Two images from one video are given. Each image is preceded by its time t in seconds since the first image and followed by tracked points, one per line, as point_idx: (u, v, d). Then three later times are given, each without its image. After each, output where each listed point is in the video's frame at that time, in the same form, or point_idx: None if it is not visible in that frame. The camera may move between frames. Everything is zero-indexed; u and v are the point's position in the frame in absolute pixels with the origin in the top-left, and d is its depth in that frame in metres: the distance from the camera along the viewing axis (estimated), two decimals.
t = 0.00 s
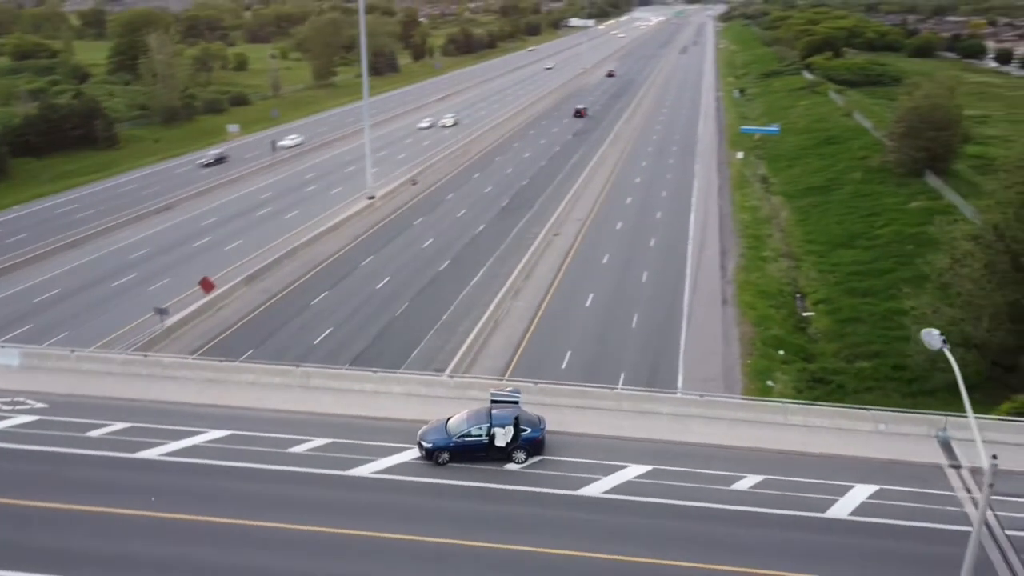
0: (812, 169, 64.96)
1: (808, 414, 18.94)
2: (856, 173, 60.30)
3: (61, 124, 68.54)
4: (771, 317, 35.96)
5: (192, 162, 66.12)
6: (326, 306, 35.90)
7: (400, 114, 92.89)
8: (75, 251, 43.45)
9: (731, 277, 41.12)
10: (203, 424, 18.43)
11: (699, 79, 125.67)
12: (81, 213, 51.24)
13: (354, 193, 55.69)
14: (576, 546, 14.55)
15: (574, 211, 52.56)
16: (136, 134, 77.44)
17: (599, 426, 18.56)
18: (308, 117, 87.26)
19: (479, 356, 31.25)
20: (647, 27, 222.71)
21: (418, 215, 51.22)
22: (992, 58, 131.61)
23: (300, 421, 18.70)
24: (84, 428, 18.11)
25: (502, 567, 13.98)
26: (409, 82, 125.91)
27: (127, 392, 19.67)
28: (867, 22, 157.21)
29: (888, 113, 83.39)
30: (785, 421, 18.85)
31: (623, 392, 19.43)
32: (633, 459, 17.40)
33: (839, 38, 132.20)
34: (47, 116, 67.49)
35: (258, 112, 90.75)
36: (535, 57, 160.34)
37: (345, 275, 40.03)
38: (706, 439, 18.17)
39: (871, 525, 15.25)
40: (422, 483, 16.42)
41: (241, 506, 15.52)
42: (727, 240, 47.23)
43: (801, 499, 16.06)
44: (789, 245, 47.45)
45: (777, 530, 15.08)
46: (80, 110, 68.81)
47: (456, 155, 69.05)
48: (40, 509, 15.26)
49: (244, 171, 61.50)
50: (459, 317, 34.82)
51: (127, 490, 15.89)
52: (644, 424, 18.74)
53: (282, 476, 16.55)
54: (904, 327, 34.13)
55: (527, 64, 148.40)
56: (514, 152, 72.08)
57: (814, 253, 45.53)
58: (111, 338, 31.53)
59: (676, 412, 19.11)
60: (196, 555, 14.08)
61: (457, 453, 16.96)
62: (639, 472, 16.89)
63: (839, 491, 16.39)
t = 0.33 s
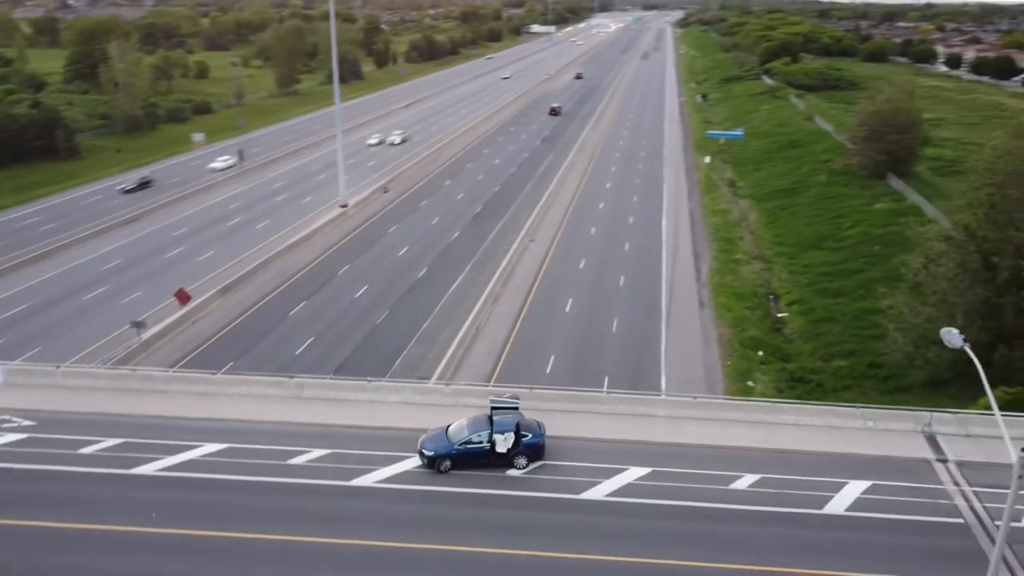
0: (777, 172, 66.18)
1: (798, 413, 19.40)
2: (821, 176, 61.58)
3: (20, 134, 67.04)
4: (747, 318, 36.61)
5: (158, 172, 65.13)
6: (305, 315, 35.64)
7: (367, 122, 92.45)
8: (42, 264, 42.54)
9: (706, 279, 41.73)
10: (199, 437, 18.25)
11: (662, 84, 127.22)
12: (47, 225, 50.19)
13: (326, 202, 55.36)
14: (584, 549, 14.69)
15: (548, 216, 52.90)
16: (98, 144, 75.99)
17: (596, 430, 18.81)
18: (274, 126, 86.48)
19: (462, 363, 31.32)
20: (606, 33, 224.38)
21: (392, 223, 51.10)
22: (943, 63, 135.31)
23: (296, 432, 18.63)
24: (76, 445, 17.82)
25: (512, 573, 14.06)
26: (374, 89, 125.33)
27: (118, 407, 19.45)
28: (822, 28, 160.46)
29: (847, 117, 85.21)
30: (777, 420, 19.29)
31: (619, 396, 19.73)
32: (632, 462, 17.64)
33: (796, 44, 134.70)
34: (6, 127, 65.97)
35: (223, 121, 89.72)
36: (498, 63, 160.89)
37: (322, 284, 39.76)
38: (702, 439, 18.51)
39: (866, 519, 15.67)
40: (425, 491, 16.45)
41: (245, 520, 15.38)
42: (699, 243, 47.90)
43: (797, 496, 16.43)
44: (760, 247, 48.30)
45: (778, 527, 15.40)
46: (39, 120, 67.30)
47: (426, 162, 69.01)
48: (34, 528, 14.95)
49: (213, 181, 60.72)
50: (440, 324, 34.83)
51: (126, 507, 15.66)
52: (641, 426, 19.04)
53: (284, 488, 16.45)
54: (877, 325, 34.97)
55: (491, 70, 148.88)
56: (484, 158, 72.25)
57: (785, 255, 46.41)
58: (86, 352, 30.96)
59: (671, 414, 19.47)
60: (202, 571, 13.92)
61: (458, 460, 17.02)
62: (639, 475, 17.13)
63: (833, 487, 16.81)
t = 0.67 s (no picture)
0: (749, 176, 67.05)
1: (792, 414, 19.70)
2: (793, 179, 62.49)
3: None
4: (728, 321, 37.02)
5: (129, 181, 64.19)
6: (287, 325, 35.33)
7: (339, 129, 91.96)
8: (14, 276, 41.72)
9: (686, 283, 42.13)
10: (194, 449, 18.07)
11: (632, 89, 128.19)
12: (16, 236, 49.21)
13: (302, 210, 54.94)
14: (591, 552, 14.77)
15: (527, 222, 53.06)
16: (65, 153, 74.65)
17: (595, 435, 18.95)
18: (246, 133, 85.62)
19: (449, 370, 31.33)
20: (574, 39, 225.56)
21: (371, 230, 50.90)
22: (905, 66, 137.92)
23: (294, 442, 18.51)
24: (69, 460, 17.56)
25: None
26: (345, 95, 124.69)
27: (110, 421, 19.17)
28: (787, 33, 162.83)
29: (816, 121, 86.60)
30: (770, 421, 19.59)
31: (614, 399, 19.92)
32: (631, 465, 17.78)
33: (762, 48, 136.57)
34: None
35: (193, 129, 88.72)
36: (468, 69, 160.92)
37: (303, 293, 39.44)
38: (701, 442, 18.71)
39: (863, 516, 15.95)
40: (428, 499, 16.43)
41: (247, 532, 15.24)
42: (677, 247, 48.29)
43: (796, 495, 16.70)
44: (737, 250, 48.91)
45: (779, 526, 15.64)
46: (4, 129, 65.93)
47: (402, 168, 68.80)
48: (29, 547, 14.67)
49: (186, 189, 59.96)
50: (425, 331, 34.75)
51: (126, 522, 15.44)
52: (637, 430, 19.24)
53: (286, 498, 16.34)
54: (856, 326, 35.58)
55: (461, 76, 148.85)
56: (459, 164, 72.25)
57: (762, 257, 47.00)
58: (64, 365, 30.44)
59: (666, 417, 19.68)
60: None
61: (460, 467, 17.04)
62: (639, 478, 17.29)
63: (829, 486, 17.10)
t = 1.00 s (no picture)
0: (730, 179, 67.57)
1: (786, 414, 19.93)
2: (773, 182, 63.10)
3: None
4: (714, 323, 37.29)
5: (108, 188, 63.51)
6: (274, 332, 35.05)
7: (320, 134, 91.40)
8: None
9: (672, 285, 42.36)
10: (190, 459, 17.90)
11: (611, 93, 128.83)
12: None
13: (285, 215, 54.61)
14: (595, 556, 14.82)
15: (512, 226, 53.14)
16: (41, 160, 73.64)
17: (593, 438, 19.02)
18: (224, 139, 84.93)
19: (439, 376, 31.26)
20: (552, 43, 226.36)
21: (356, 236, 50.69)
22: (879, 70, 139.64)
23: (291, 450, 18.41)
24: (64, 472, 17.33)
25: None
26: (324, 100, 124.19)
27: (104, 432, 18.98)
28: (763, 37, 164.47)
29: (794, 124, 87.56)
30: (765, 422, 19.78)
31: (612, 403, 20.03)
32: (630, 469, 17.88)
33: (738, 53, 137.68)
34: None
35: (172, 135, 87.95)
36: (447, 73, 160.83)
37: (289, 300, 39.16)
38: (698, 444, 18.85)
39: (860, 516, 16.13)
40: (429, 506, 16.41)
41: (249, 542, 15.11)
42: (662, 250, 48.54)
43: (794, 496, 16.86)
44: (721, 253, 49.29)
45: (780, 527, 15.77)
46: None
47: (385, 172, 68.62)
48: (25, 561, 14.45)
49: (166, 196, 59.35)
50: (413, 337, 34.62)
51: (125, 534, 15.26)
52: (634, 433, 19.35)
53: (286, 507, 16.24)
54: (841, 326, 36.05)
55: (440, 81, 148.79)
56: (442, 169, 72.22)
57: (745, 260, 47.42)
58: (48, 376, 30.01)
59: (662, 420, 19.82)
60: None
61: (461, 473, 17.03)
62: (638, 481, 17.37)
63: (826, 486, 17.29)
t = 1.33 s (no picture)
0: (718, 182, 67.99)
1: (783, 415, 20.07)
2: (761, 184, 63.49)
3: None
4: (706, 325, 37.50)
5: (94, 192, 63.03)
6: (267, 337, 34.89)
7: (307, 138, 91.04)
8: None
9: (663, 287, 42.51)
10: (189, 467, 17.79)
11: (597, 95, 129.20)
12: None
13: (274, 219, 54.40)
14: (600, 558, 14.82)
15: (502, 229, 53.15)
16: (24, 165, 72.88)
17: (592, 441, 19.09)
18: (210, 143, 84.40)
19: (433, 380, 31.23)
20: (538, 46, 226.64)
21: (346, 240, 50.54)
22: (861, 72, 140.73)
23: (291, 456, 18.35)
24: (62, 481, 17.18)
25: None
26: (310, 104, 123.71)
27: (101, 439, 18.86)
28: (746, 40, 165.52)
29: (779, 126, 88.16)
30: (762, 423, 19.93)
31: (610, 405, 20.11)
32: (631, 471, 17.93)
33: (723, 55, 138.26)
34: None
35: (157, 139, 87.43)
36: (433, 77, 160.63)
37: (281, 304, 38.98)
38: (696, 446, 18.96)
39: (861, 516, 16.24)
40: (432, 510, 16.38)
41: (252, 548, 15.02)
42: (652, 252, 48.74)
43: (795, 497, 16.95)
44: (710, 255, 49.56)
45: (781, 528, 15.85)
46: None
47: (373, 175, 68.48)
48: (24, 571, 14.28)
49: (153, 201, 58.92)
50: (406, 341, 34.55)
51: (126, 542, 15.11)
52: (633, 435, 19.44)
53: (288, 513, 16.16)
54: (832, 326, 36.40)
55: (425, 84, 148.64)
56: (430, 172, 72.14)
57: (735, 262, 47.72)
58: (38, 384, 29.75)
59: (661, 422, 19.92)
60: None
61: (461, 478, 17.04)
62: (639, 484, 17.42)
63: (826, 487, 17.41)
